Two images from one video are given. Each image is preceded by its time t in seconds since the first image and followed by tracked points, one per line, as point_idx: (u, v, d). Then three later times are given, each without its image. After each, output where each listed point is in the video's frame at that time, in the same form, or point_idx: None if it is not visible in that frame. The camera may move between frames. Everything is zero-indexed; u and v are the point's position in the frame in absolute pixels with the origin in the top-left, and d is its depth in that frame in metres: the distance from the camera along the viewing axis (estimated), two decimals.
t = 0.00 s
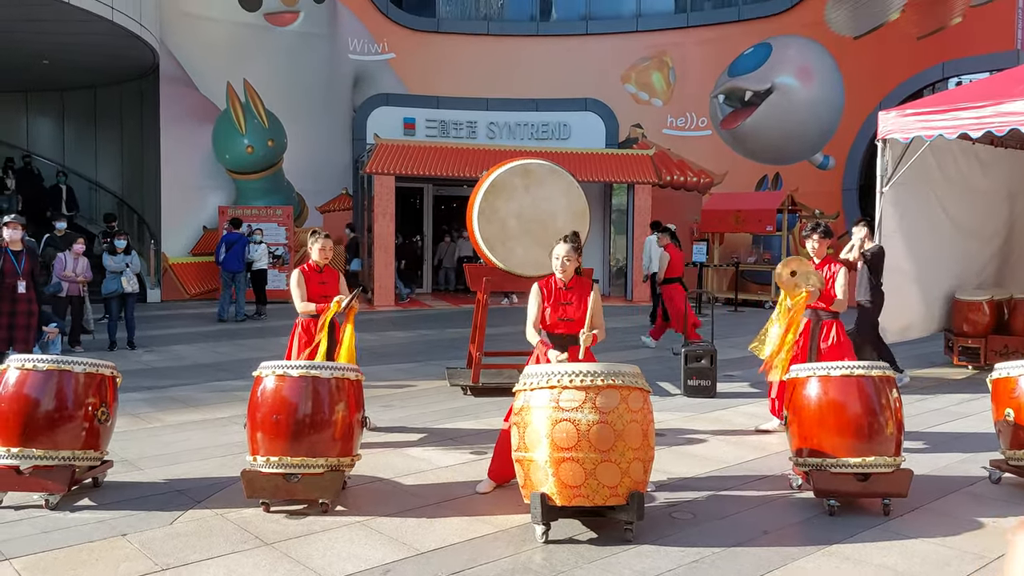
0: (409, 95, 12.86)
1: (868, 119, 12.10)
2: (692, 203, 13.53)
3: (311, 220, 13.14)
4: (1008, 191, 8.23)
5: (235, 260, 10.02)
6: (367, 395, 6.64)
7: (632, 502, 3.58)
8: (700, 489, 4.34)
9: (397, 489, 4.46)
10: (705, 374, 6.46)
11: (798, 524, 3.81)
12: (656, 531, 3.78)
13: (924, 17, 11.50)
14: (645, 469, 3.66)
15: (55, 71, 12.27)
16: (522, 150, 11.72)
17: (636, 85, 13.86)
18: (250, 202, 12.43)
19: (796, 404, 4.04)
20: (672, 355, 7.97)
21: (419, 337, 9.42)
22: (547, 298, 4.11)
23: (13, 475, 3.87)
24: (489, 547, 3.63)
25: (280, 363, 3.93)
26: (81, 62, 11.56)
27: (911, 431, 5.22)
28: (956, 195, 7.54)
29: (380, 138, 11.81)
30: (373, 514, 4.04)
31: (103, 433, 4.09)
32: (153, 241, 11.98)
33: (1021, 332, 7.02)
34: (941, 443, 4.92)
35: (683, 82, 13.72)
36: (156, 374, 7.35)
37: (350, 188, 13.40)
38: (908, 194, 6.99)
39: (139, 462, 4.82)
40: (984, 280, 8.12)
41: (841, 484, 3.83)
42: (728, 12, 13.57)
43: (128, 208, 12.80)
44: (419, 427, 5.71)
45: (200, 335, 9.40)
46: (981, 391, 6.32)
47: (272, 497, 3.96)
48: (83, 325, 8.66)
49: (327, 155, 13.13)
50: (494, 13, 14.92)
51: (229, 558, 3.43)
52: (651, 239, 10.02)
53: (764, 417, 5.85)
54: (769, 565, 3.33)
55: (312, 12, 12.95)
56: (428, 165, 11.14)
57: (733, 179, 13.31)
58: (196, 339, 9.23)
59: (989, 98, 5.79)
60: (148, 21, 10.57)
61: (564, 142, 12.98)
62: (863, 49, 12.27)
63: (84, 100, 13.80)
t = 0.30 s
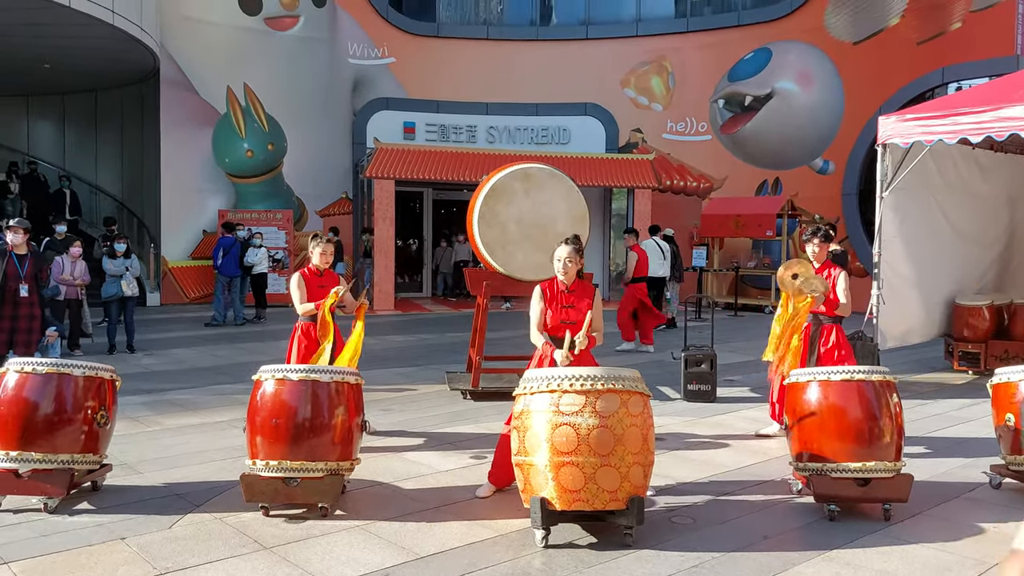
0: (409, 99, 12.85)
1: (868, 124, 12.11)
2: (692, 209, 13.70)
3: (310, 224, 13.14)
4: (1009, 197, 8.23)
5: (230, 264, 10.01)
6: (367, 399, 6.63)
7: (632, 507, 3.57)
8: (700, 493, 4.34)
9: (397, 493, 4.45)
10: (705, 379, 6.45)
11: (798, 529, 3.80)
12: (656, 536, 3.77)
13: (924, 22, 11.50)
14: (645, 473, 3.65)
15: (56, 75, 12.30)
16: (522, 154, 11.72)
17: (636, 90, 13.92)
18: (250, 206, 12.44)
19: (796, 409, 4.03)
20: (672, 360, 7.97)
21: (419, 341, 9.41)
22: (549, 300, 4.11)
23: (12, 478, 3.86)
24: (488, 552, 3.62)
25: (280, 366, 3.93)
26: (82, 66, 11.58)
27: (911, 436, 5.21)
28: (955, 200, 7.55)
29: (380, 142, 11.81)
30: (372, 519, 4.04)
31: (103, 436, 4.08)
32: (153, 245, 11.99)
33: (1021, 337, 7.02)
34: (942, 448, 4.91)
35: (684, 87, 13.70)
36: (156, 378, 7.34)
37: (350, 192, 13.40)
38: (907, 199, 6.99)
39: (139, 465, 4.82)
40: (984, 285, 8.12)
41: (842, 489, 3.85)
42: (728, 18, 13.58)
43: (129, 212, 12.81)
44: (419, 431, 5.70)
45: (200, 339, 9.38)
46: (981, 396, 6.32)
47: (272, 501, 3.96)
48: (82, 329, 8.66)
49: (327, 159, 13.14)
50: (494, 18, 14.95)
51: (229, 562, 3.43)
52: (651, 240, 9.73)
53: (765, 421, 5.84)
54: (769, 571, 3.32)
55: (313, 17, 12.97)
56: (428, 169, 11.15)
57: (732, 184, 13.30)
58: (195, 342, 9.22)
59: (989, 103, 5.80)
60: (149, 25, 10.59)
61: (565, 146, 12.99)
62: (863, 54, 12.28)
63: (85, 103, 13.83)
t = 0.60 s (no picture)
0: (410, 101, 12.84)
1: (868, 127, 12.10)
2: (692, 210, 13.69)
3: (311, 225, 13.15)
4: (1010, 199, 8.24)
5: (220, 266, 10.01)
6: (367, 400, 6.63)
7: (632, 509, 3.57)
8: (700, 496, 4.34)
9: (397, 495, 4.45)
10: (705, 381, 6.45)
11: (799, 532, 3.80)
12: (656, 539, 3.77)
13: (924, 25, 11.48)
14: (646, 476, 3.65)
15: (58, 76, 12.30)
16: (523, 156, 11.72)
17: (637, 93, 13.98)
18: (251, 208, 12.45)
19: (796, 412, 4.03)
20: (673, 362, 7.96)
21: (419, 343, 9.41)
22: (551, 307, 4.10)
23: (12, 479, 3.86)
24: (488, 554, 3.62)
25: (281, 368, 3.93)
26: (84, 67, 11.60)
27: (912, 439, 5.21)
28: (956, 203, 7.55)
29: (381, 144, 11.81)
30: (372, 520, 4.03)
31: (103, 437, 4.08)
32: (154, 246, 12.00)
33: (1022, 340, 7.01)
34: (943, 451, 4.90)
35: (684, 90, 13.72)
36: (157, 379, 7.34)
37: (350, 194, 13.40)
38: (908, 202, 6.99)
39: (139, 467, 4.82)
40: (984, 288, 8.12)
41: (842, 492, 3.84)
42: (729, 20, 13.60)
43: (129, 213, 12.83)
44: (419, 433, 5.70)
45: (200, 340, 9.38)
46: (982, 399, 6.32)
47: (271, 502, 3.96)
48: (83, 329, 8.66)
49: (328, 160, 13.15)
50: (495, 20, 14.97)
51: (229, 564, 3.43)
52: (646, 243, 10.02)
53: (765, 424, 5.84)
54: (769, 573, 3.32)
55: (314, 18, 12.99)
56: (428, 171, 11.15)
57: (733, 186, 13.32)
58: (196, 343, 9.22)
59: (990, 106, 5.80)
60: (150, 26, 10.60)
61: (565, 148, 12.97)
62: (864, 57, 12.28)
63: (85, 105, 13.83)
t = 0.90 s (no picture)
0: (410, 103, 12.81)
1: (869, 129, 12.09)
2: (693, 212, 13.66)
3: (312, 227, 13.14)
4: (1010, 202, 8.24)
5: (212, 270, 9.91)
6: (367, 402, 6.63)
7: (633, 511, 3.56)
8: (701, 498, 4.33)
9: (397, 496, 4.45)
10: (706, 384, 6.45)
11: (799, 534, 3.80)
12: (657, 541, 3.77)
13: (924, 27, 11.48)
14: (646, 478, 3.65)
15: (59, 77, 12.32)
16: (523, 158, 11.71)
17: (637, 94, 13.99)
18: (251, 209, 12.45)
19: (796, 414, 4.03)
20: (673, 364, 7.96)
21: (419, 345, 9.40)
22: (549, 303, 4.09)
23: (12, 480, 3.86)
24: (488, 555, 3.61)
25: (281, 369, 3.93)
26: (84, 69, 11.61)
27: (913, 441, 5.20)
28: (957, 205, 7.54)
29: (381, 146, 11.81)
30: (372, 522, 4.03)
31: (103, 438, 4.08)
32: (154, 247, 12.00)
33: (1022, 343, 7.00)
34: (943, 454, 4.89)
35: (685, 92, 13.72)
36: (158, 380, 7.34)
37: (351, 195, 13.39)
38: (908, 205, 6.99)
39: (139, 468, 4.82)
40: (985, 291, 8.12)
41: (843, 494, 3.83)
42: (730, 23, 13.62)
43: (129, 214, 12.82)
44: (420, 434, 5.70)
45: (200, 342, 9.38)
46: (982, 401, 6.32)
47: (271, 504, 3.95)
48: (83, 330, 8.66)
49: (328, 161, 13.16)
50: (496, 22, 14.98)
51: (229, 565, 3.42)
52: (643, 246, 9.94)
53: (765, 426, 5.83)
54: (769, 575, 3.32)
55: (315, 20, 13.00)
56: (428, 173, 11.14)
57: (733, 188, 13.32)
58: (195, 345, 9.22)
59: (991, 108, 5.80)
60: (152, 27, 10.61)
61: (565, 150, 12.96)
62: (864, 59, 12.29)
63: (86, 106, 13.85)
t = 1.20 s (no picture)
0: (410, 101, 12.79)
1: (869, 128, 12.09)
2: (692, 211, 13.68)
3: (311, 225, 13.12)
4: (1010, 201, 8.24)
5: (199, 267, 9.61)
6: (366, 401, 6.62)
7: (633, 510, 3.57)
8: (700, 497, 4.33)
9: (397, 495, 4.45)
10: (705, 383, 6.45)
11: (799, 533, 3.79)
12: (657, 540, 3.77)
13: (924, 26, 11.48)
14: (646, 476, 3.64)
15: (57, 76, 12.30)
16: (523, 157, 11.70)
17: (636, 93, 13.95)
18: (251, 207, 12.45)
19: (796, 413, 4.03)
20: (673, 363, 7.96)
21: (418, 343, 9.40)
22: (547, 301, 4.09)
23: (12, 479, 3.85)
24: (489, 554, 3.61)
25: (281, 368, 3.92)
26: (83, 67, 11.60)
27: (912, 440, 5.20)
28: (956, 204, 7.56)
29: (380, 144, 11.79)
30: (372, 520, 4.03)
31: (102, 437, 4.07)
32: (154, 246, 11.98)
33: (1021, 342, 7.01)
34: (943, 453, 4.89)
35: (684, 91, 13.69)
36: (157, 379, 7.33)
37: (350, 194, 13.36)
38: (908, 204, 6.99)
39: (138, 466, 4.81)
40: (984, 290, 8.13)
41: (843, 493, 3.83)
42: (729, 21, 13.61)
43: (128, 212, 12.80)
44: (419, 433, 5.69)
45: (199, 340, 9.36)
46: (982, 400, 6.32)
47: (271, 502, 3.95)
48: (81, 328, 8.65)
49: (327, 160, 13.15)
50: (495, 21, 14.95)
51: (229, 564, 3.42)
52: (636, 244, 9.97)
53: (765, 425, 5.83)
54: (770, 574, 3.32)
55: (314, 19, 13.00)
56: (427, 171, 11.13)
57: (732, 188, 13.29)
58: (195, 343, 9.20)
59: (991, 108, 5.81)
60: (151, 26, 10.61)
61: (564, 149, 12.93)
62: (864, 58, 12.30)
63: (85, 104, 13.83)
